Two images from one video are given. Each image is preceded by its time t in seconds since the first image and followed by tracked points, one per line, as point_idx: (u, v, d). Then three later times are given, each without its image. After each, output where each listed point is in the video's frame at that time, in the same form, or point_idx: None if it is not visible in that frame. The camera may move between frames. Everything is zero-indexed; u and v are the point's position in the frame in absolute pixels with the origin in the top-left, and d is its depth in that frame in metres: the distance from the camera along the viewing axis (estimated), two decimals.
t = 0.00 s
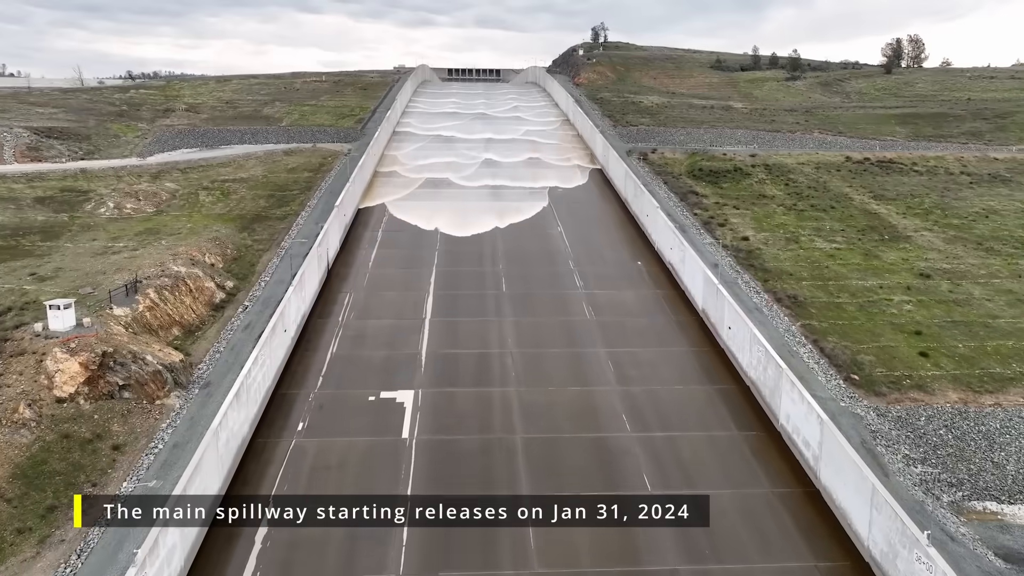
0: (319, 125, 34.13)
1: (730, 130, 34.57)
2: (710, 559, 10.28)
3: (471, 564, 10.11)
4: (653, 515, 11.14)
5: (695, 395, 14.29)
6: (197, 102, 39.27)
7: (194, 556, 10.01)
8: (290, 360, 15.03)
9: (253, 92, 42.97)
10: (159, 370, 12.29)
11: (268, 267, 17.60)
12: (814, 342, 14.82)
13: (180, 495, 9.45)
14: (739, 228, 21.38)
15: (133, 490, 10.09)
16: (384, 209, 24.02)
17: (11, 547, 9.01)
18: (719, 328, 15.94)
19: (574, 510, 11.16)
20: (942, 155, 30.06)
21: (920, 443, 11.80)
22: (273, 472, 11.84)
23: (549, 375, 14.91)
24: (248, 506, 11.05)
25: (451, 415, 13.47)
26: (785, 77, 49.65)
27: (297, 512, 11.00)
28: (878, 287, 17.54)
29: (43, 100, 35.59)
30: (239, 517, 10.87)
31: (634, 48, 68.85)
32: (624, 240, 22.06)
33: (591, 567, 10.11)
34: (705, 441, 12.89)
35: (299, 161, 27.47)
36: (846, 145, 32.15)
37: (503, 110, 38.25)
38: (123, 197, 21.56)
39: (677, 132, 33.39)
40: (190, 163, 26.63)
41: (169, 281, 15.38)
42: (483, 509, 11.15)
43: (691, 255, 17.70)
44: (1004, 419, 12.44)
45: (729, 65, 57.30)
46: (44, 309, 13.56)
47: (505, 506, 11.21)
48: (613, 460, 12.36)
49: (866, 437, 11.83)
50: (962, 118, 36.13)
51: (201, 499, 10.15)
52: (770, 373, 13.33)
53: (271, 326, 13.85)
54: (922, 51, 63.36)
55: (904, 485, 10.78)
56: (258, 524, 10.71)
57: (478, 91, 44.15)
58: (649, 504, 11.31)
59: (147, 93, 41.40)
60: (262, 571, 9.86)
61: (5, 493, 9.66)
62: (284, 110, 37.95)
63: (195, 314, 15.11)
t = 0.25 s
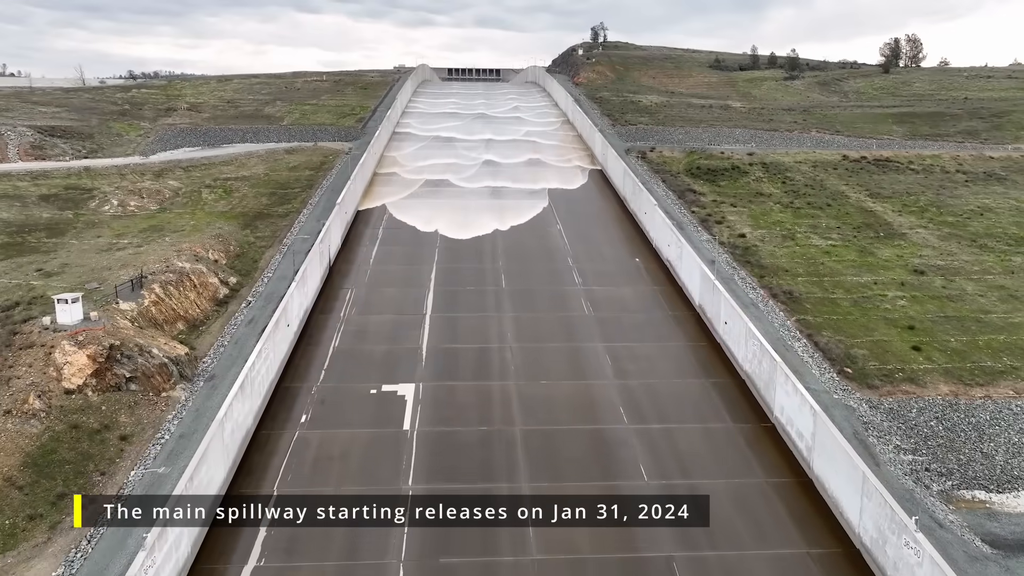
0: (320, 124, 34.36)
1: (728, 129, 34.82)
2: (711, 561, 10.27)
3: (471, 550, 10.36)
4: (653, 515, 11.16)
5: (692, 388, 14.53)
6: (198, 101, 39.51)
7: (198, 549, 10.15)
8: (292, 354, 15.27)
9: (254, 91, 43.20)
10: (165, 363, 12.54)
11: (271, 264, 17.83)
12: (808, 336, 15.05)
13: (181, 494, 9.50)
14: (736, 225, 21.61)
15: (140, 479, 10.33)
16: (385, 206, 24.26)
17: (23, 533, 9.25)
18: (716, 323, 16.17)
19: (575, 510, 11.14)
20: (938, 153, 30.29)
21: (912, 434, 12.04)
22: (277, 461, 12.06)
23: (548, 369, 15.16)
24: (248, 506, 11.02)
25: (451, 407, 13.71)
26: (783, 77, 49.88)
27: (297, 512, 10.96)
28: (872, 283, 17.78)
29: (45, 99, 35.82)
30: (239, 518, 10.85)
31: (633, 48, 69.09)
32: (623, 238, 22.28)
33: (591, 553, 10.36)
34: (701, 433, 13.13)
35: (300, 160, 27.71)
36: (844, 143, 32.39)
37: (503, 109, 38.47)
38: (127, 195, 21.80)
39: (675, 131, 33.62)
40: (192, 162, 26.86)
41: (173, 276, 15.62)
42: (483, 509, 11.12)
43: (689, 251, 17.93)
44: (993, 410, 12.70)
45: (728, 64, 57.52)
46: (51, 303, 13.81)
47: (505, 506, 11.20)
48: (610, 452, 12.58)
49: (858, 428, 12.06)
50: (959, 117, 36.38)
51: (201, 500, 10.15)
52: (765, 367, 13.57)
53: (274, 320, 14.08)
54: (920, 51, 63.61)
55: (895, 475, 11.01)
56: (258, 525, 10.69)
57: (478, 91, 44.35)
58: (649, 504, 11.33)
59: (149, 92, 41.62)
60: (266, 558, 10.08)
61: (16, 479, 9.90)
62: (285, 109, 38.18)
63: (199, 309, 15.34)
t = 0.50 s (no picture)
0: (321, 123, 34.63)
1: (726, 128, 35.09)
2: (710, 563, 10.25)
3: (471, 535, 10.65)
4: (653, 515, 11.17)
5: (688, 380, 14.80)
6: (200, 100, 39.78)
7: (204, 536, 10.39)
8: (296, 348, 15.53)
9: (255, 90, 43.46)
10: (171, 354, 12.80)
11: (273, 259, 18.10)
12: (803, 330, 15.31)
13: (188, 483, 9.70)
14: (733, 222, 21.87)
15: (148, 467, 10.59)
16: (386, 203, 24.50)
17: (36, 517, 9.52)
18: (712, 318, 16.42)
19: (575, 510, 11.17)
20: (935, 152, 30.56)
21: (902, 424, 12.31)
22: (281, 450, 12.33)
23: (547, 361, 15.44)
24: (248, 506, 11.01)
25: (452, 399, 13.97)
26: (782, 76, 50.15)
27: (297, 512, 10.98)
28: (866, 278, 18.06)
29: (49, 98, 36.10)
30: (239, 517, 10.85)
31: (632, 48, 69.38)
32: (621, 235, 22.53)
33: (588, 539, 10.63)
34: (696, 424, 13.39)
35: (301, 158, 27.97)
36: (840, 142, 32.67)
37: (502, 108, 38.74)
38: (131, 192, 22.07)
39: (674, 130, 33.90)
40: (195, 160, 27.12)
41: (178, 271, 15.88)
42: (483, 509, 11.15)
43: (686, 247, 18.18)
44: (982, 400, 12.99)
45: (727, 64, 57.80)
46: (60, 296, 14.09)
47: (505, 506, 11.22)
48: (607, 442, 12.84)
49: (850, 418, 12.34)
50: (955, 116, 36.67)
51: (201, 499, 10.15)
52: (759, 359, 13.82)
53: (278, 314, 14.34)
54: (918, 50, 63.91)
55: (885, 462, 11.28)
56: (258, 524, 10.70)
57: (477, 91, 44.58)
58: (649, 504, 11.34)
59: (151, 91, 41.89)
60: (271, 542, 10.39)
61: (28, 466, 10.17)
62: (286, 108, 38.44)
63: (204, 303, 15.61)
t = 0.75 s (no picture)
0: (322, 122, 34.87)
1: (725, 127, 35.33)
2: (712, 563, 10.24)
3: (471, 522, 10.87)
4: (654, 515, 11.15)
5: (684, 373, 15.04)
6: (201, 99, 40.03)
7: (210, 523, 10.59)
8: (298, 342, 15.76)
9: (257, 89, 43.71)
10: (177, 348, 13.04)
11: (276, 255, 18.33)
12: (798, 324, 15.54)
13: (194, 475, 9.86)
14: (730, 219, 22.10)
15: (155, 456, 10.80)
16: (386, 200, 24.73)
17: (46, 504, 9.75)
18: (708, 313, 16.65)
19: (575, 510, 11.17)
20: (931, 150, 30.79)
21: (894, 416, 12.54)
22: (285, 442, 12.55)
23: (545, 355, 15.68)
24: (248, 506, 10.98)
25: (452, 392, 14.20)
26: (780, 76, 50.42)
27: (297, 512, 10.97)
28: (861, 274, 18.29)
29: (51, 97, 36.33)
30: (239, 517, 10.81)
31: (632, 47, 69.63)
32: (620, 232, 22.76)
33: (585, 525, 10.87)
34: (692, 416, 13.62)
35: (303, 156, 28.21)
36: (838, 141, 32.90)
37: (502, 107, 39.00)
38: (134, 189, 22.32)
39: (672, 129, 34.14)
40: (197, 158, 27.36)
41: (182, 266, 16.10)
42: (483, 509, 11.14)
43: (683, 244, 18.41)
44: (973, 393, 13.23)
45: (726, 63, 58.06)
46: (66, 291, 14.33)
47: (505, 506, 11.21)
48: (605, 433, 13.07)
49: (843, 410, 12.57)
50: (952, 115, 36.90)
51: (201, 499, 10.14)
52: (754, 352, 14.06)
53: (282, 308, 14.55)
54: (916, 50, 64.17)
55: (876, 452, 11.51)
56: (260, 518, 10.78)
57: (477, 91, 44.77)
58: (649, 504, 11.31)
59: (153, 90, 42.16)
60: (275, 529, 10.61)
61: (38, 455, 10.40)
62: (287, 107, 38.70)
63: (208, 298, 15.84)
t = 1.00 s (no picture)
0: (324, 121, 35.14)
1: (723, 126, 35.60)
2: (711, 557, 10.35)
3: (471, 509, 11.09)
4: (655, 518, 11.10)
5: (681, 367, 15.28)
6: (203, 98, 40.30)
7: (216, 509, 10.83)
8: (301, 336, 16.01)
9: (258, 89, 43.99)
10: (183, 340, 13.30)
11: (279, 252, 18.57)
12: (793, 319, 15.78)
13: (201, 463, 10.07)
14: (727, 217, 22.35)
15: (161, 445, 11.03)
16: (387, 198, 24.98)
17: (58, 490, 10.02)
18: (705, 307, 16.88)
19: (576, 513, 11.09)
20: (928, 149, 31.06)
21: (886, 407, 12.80)
22: (288, 433, 12.77)
23: (544, 349, 15.93)
24: (248, 510, 10.89)
25: (452, 385, 14.45)
26: (778, 75, 50.72)
27: (297, 516, 10.87)
28: (856, 270, 18.54)
29: (54, 96, 36.60)
30: (240, 520, 10.73)
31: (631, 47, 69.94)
32: (618, 230, 23.01)
33: (583, 513, 11.10)
34: (689, 409, 13.85)
35: (304, 154, 28.46)
36: (835, 139, 33.17)
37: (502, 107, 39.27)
38: (138, 187, 22.58)
39: (670, 128, 34.41)
40: (200, 156, 27.61)
41: (187, 262, 16.36)
42: (483, 513, 11.03)
43: (680, 240, 18.65)
44: (963, 384, 13.51)
45: (724, 63, 58.39)
46: (73, 285, 14.60)
47: (504, 510, 11.10)
48: (603, 425, 13.30)
49: (836, 401, 12.81)
50: (948, 114, 37.17)
51: (202, 500, 10.13)
52: (749, 345, 14.29)
53: (285, 303, 14.79)
54: (914, 50, 64.52)
55: (867, 442, 11.76)
56: (265, 507, 10.98)
57: (477, 90, 45.00)
58: (650, 508, 11.23)
59: (155, 89, 42.45)
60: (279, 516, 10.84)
61: (49, 443, 10.67)
62: (288, 106, 38.97)
63: (211, 293, 16.09)
